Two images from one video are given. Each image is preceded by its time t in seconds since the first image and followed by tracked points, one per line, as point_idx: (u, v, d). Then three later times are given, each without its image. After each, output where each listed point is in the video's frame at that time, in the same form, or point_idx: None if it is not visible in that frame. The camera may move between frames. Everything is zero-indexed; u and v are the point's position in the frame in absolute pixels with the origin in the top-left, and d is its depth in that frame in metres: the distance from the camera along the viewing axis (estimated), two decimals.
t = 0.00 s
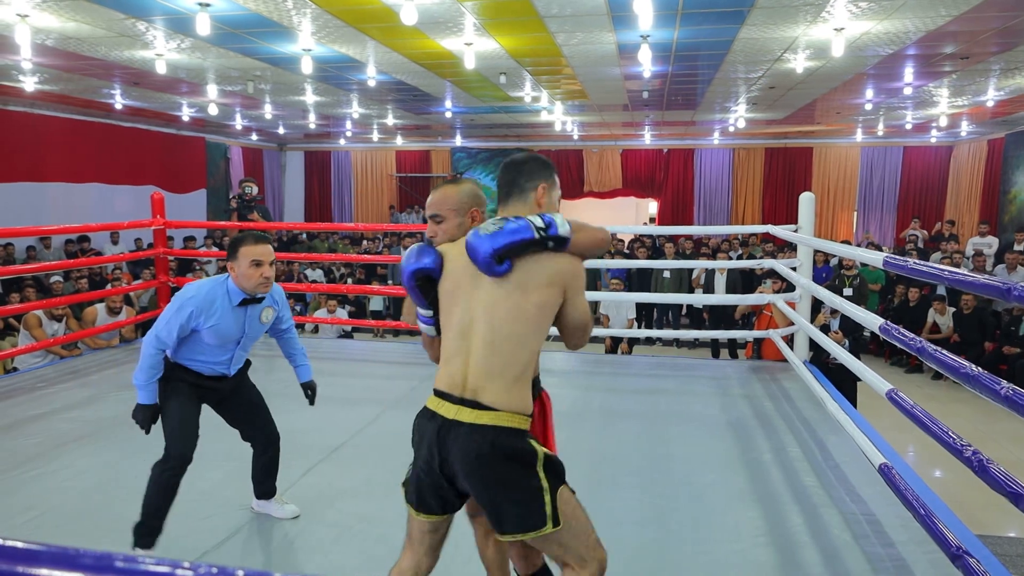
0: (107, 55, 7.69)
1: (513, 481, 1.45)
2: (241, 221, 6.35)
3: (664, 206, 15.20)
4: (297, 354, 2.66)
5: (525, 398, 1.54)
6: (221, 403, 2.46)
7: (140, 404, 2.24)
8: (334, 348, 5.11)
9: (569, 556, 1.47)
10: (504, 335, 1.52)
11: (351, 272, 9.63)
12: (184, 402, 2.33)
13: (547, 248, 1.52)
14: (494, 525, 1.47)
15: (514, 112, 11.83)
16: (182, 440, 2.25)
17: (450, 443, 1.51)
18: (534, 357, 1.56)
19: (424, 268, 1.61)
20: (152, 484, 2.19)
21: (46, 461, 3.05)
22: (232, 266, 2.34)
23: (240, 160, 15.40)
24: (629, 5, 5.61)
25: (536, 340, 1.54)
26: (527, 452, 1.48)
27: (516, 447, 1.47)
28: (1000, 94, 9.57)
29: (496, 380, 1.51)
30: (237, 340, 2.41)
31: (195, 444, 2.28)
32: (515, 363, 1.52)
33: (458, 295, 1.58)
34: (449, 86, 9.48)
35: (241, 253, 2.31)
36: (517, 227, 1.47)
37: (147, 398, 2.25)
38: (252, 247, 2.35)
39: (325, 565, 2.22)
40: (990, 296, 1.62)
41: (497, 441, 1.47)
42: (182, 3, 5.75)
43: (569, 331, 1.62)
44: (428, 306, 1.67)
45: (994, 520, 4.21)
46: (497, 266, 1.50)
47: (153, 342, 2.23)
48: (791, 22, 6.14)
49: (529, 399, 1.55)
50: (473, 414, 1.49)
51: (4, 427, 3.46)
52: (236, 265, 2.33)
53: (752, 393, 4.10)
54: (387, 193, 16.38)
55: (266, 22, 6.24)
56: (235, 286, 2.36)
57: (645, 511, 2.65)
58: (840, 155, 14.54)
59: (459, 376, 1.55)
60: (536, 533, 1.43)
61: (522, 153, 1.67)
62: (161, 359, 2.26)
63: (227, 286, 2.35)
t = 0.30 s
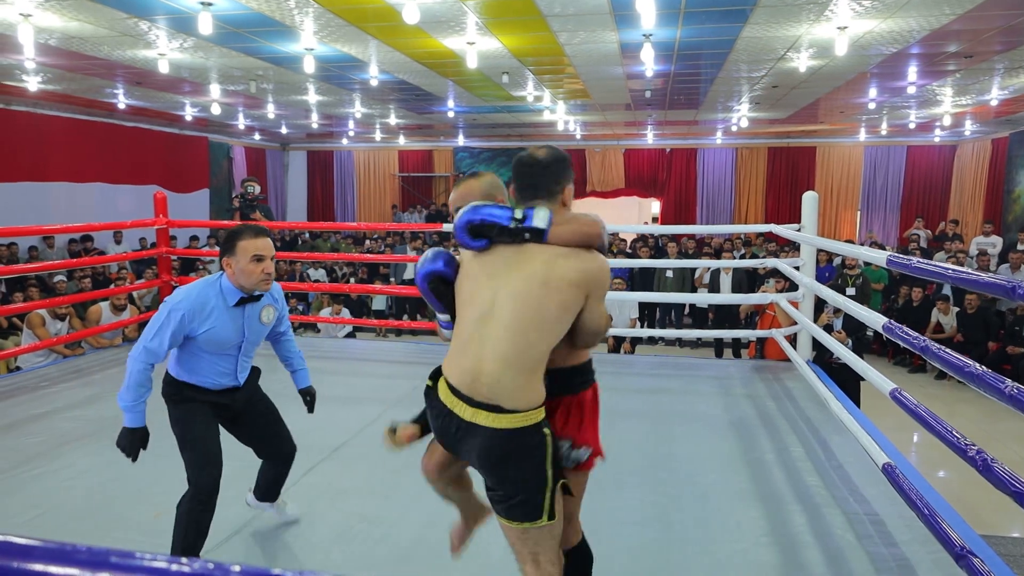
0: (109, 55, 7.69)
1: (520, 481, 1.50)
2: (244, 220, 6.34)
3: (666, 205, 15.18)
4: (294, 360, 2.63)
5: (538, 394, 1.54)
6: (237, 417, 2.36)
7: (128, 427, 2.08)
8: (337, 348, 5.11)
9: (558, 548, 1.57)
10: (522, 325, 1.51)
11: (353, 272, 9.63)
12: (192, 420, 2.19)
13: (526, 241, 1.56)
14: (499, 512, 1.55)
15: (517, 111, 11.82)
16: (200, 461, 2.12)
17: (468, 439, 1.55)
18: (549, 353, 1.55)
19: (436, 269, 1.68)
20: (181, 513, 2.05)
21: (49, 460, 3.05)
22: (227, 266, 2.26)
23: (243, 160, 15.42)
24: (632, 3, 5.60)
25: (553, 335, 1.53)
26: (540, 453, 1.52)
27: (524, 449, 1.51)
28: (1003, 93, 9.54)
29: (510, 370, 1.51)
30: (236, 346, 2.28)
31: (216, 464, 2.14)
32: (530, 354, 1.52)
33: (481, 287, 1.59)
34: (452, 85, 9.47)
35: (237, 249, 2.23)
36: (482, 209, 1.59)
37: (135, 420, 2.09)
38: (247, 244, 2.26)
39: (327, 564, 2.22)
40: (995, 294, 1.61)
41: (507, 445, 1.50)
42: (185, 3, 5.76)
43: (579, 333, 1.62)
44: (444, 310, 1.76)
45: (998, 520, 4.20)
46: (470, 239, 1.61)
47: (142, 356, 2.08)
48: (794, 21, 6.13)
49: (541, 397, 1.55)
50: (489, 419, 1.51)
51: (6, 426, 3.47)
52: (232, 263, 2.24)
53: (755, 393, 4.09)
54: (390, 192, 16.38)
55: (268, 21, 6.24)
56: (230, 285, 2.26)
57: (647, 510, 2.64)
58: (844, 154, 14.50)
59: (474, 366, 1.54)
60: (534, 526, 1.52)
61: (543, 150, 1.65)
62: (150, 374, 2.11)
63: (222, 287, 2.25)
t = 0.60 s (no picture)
0: (112, 55, 7.72)
1: (525, 475, 1.56)
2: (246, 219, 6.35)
3: (668, 205, 15.17)
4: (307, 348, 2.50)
5: (542, 390, 1.59)
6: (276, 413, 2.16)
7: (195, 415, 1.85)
8: (339, 347, 5.12)
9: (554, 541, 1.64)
10: (528, 323, 1.56)
11: (355, 272, 9.64)
12: (230, 421, 2.04)
13: (557, 233, 1.62)
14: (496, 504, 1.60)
15: (519, 111, 11.82)
16: (226, 464, 2.01)
17: (472, 428, 1.59)
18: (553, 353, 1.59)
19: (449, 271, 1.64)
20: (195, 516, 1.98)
21: (52, 459, 3.06)
22: (273, 236, 2.15)
23: (246, 160, 15.46)
24: (633, 4, 5.60)
25: (555, 335, 1.57)
26: (543, 447, 1.58)
27: (528, 443, 1.56)
28: (1006, 93, 9.52)
29: (514, 366, 1.56)
30: (284, 324, 2.17)
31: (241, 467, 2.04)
32: (533, 352, 1.56)
33: (500, 275, 1.64)
34: (454, 85, 9.48)
35: (285, 219, 2.13)
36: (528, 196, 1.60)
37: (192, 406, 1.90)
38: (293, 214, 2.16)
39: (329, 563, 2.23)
40: (996, 295, 1.61)
41: (515, 439, 1.56)
42: (187, 3, 5.77)
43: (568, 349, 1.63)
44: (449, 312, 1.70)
45: (1000, 520, 4.20)
46: (505, 223, 1.64)
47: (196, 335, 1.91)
48: (797, 21, 6.12)
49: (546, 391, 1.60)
50: (498, 407, 1.56)
51: (9, 425, 3.48)
52: (279, 234, 2.14)
53: (757, 393, 4.08)
54: (391, 192, 16.39)
55: (270, 21, 6.25)
56: (277, 257, 2.15)
57: (648, 510, 2.64)
58: (846, 154, 14.49)
59: (480, 359, 1.60)
60: (534, 519, 1.58)
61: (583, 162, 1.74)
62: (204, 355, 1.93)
63: (269, 259, 2.14)
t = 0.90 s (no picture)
0: (114, 55, 7.73)
1: (518, 468, 1.58)
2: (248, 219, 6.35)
3: (670, 205, 15.17)
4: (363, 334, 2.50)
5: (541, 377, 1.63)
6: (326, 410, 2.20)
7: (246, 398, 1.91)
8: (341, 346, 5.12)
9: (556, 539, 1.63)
10: (519, 321, 1.59)
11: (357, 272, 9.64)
12: (289, 415, 2.06)
13: (530, 224, 1.61)
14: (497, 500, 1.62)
15: (520, 111, 11.83)
16: (292, 457, 2.02)
17: (472, 423, 1.63)
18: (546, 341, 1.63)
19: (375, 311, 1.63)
20: (263, 507, 1.98)
21: (54, 458, 3.07)
22: (309, 219, 2.16)
23: (247, 159, 15.48)
24: (635, 3, 5.60)
25: (546, 326, 1.61)
26: (540, 441, 1.60)
27: (523, 437, 1.59)
28: (1009, 92, 9.50)
29: (510, 362, 1.59)
30: (329, 306, 2.20)
31: (305, 458, 2.06)
32: (527, 346, 1.60)
33: (481, 276, 1.64)
34: (455, 85, 9.48)
35: (321, 202, 2.13)
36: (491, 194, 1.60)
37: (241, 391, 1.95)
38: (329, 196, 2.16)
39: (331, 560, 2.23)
40: (998, 293, 1.61)
41: (512, 431, 1.59)
42: (189, 3, 5.78)
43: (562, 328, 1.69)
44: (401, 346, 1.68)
45: (1002, 520, 4.19)
46: (474, 224, 1.62)
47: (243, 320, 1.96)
48: (799, 20, 6.11)
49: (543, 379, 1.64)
50: (491, 399, 1.60)
51: (11, 424, 3.48)
52: (315, 215, 2.15)
53: (759, 392, 4.08)
54: (393, 192, 16.40)
55: (272, 21, 6.26)
56: (315, 240, 2.17)
57: (650, 510, 2.64)
58: (848, 154, 14.47)
59: (475, 359, 1.63)
60: (534, 516, 1.59)
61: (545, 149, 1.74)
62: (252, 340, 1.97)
63: (307, 242, 2.16)
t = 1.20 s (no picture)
0: (116, 54, 7.73)
1: (500, 469, 1.60)
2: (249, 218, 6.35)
3: (671, 205, 15.16)
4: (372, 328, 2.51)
5: (523, 379, 1.63)
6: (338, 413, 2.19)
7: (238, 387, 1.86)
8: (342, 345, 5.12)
9: (551, 535, 1.64)
10: (492, 325, 1.60)
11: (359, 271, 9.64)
12: (298, 419, 2.06)
13: (494, 229, 1.64)
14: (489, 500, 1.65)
15: (522, 111, 11.84)
16: (298, 463, 2.03)
17: (459, 425, 1.67)
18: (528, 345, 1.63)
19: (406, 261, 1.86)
20: (271, 515, 2.00)
21: (55, 457, 3.07)
22: (307, 214, 2.16)
23: (249, 159, 15.50)
24: (636, 2, 5.60)
25: (524, 330, 1.60)
26: (523, 439, 1.61)
27: (509, 436, 1.60)
28: (1011, 91, 9.48)
29: (488, 364, 1.61)
30: (331, 301, 2.19)
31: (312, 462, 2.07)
32: (504, 348, 1.61)
33: (461, 281, 1.68)
34: (457, 85, 9.48)
35: (318, 195, 2.13)
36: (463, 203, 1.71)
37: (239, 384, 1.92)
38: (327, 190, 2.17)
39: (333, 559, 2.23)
40: (1001, 291, 1.60)
41: (495, 430, 1.61)
42: (191, 2, 5.79)
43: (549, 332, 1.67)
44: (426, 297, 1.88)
45: (1005, 520, 4.18)
46: (444, 230, 1.73)
47: (242, 315, 1.95)
48: (801, 19, 6.11)
49: (527, 381, 1.64)
50: (474, 399, 1.63)
51: (12, 423, 3.49)
52: (313, 210, 2.15)
53: (761, 392, 4.07)
54: (395, 192, 16.41)
55: (274, 20, 6.26)
56: (314, 234, 2.17)
57: (652, 510, 2.63)
58: (850, 154, 14.45)
59: (459, 361, 1.67)
60: (523, 514, 1.60)
61: (508, 147, 1.71)
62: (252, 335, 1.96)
63: (305, 238, 2.16)
